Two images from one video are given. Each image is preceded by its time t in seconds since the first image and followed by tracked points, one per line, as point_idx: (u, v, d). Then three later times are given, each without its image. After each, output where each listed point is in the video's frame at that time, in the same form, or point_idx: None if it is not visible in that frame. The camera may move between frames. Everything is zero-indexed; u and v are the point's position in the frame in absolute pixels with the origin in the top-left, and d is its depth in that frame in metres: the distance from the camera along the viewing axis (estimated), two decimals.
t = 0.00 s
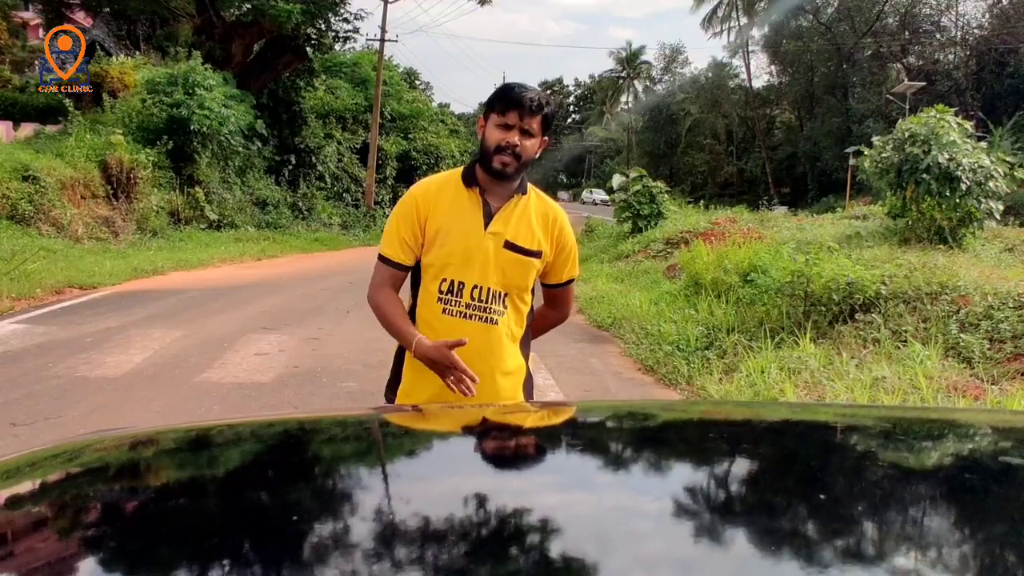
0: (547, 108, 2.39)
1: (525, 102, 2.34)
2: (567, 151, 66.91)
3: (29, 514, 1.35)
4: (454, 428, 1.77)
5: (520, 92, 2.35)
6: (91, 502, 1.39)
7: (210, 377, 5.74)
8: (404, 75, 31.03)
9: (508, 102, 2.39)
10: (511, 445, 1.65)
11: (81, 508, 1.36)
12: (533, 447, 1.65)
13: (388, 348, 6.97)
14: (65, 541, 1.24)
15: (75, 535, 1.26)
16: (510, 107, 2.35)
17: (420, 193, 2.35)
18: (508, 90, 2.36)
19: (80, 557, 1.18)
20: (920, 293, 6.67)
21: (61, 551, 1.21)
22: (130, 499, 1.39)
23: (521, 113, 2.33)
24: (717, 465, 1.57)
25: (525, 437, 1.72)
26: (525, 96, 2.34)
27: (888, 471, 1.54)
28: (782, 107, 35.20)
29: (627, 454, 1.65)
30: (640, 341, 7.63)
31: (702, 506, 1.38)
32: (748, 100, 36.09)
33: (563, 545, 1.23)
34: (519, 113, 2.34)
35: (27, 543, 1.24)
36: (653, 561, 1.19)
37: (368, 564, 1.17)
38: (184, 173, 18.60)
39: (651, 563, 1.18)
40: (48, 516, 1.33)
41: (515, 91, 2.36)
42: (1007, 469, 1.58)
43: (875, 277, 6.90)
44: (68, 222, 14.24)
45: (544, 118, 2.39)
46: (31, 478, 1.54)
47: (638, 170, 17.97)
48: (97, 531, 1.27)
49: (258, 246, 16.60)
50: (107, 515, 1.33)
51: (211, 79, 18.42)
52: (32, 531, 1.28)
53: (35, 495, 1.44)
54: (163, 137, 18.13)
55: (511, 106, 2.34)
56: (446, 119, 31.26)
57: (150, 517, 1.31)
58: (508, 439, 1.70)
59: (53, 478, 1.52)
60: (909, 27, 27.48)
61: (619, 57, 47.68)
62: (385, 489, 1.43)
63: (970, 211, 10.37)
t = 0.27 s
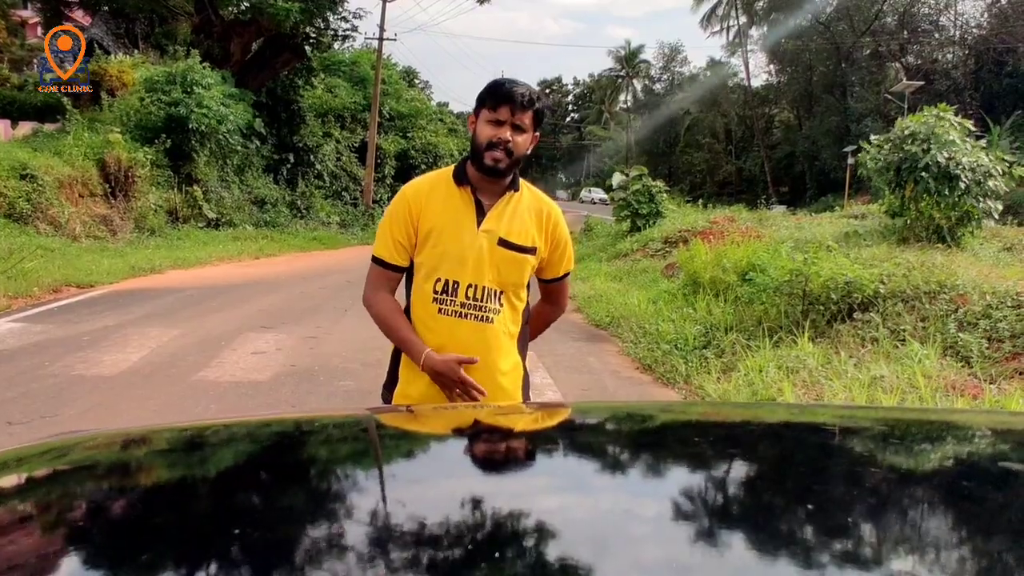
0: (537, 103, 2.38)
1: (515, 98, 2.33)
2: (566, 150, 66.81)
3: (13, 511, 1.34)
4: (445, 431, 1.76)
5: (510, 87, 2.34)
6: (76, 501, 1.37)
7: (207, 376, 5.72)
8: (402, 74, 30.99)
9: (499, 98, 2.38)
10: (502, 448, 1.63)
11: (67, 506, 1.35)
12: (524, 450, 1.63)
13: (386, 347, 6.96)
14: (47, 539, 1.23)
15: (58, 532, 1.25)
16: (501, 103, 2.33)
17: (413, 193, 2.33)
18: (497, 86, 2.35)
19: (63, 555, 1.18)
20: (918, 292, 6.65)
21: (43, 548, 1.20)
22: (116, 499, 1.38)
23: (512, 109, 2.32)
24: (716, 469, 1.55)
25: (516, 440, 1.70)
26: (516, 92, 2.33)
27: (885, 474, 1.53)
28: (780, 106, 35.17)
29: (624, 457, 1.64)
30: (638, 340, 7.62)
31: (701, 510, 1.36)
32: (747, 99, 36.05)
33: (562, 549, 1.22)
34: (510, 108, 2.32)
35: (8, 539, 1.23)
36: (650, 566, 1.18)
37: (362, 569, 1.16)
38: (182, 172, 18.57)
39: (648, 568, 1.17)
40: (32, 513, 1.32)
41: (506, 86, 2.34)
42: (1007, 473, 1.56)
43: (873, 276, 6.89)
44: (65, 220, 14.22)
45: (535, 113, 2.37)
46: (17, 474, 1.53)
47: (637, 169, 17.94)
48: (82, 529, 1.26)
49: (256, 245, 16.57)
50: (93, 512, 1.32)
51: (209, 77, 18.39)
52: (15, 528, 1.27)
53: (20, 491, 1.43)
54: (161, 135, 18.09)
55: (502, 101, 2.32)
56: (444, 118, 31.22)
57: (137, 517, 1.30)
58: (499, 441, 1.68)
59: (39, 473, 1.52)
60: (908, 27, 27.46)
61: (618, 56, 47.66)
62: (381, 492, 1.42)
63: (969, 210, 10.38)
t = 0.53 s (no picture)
0: (533, 99, 2.37)
1: (512, 95, 2.31)
2: (564, 147, 66.68)
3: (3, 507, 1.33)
4: (440, 430, 1.74)
5: (506, 84, 2.33)
6: (67, 497, 1.36)
7: (205, 372, 5.71)
8: (401, 70, 30.92)
9: (494, 94, 2.36)
10: (498, 448, 1.61)
11: (57, 502, 1.34)
12: (521, 449, 1.61)
13: (384, 343, 6.95)
14: (36, 535, 1.22)
15: (46, 528, 1.24)
16: (497, 100, 2.32)
17: (409, 189, 2.32)
18: (493, 82, 2.33)
19: (50, 552, 1.17)
20: (917, 289, 6.64)
21: (31, 544, 1.19)
22: (107, 495, 1.37)
23: (509, 107, 2.30)
24: (714, 470, 1.54)
25: (513, 439, 1.68)
26: (512, 89, 2.31)
27: (884, 475, 1.52)
28: (779, 103, 35.13)
29: (623, 457, 1.62)
30: (637, 336, 7.61)
31: (699, 511, 1.35)
32: (745, 96, 36.01)
33: (558, 551, 1.21)
34: (507, 106, 2.31)
35: None
36: (647, 567, 1.17)
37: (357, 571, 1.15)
38: (181, 168, 18.54)
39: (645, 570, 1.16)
40: (22, 509, 1.32)
41: (502, 83, 2.33)
42: (1006, 474, 1.55)
43: (872, 272, 6.87)
44: (63, 217, 14.18)
45: (532, 110, 2.36)
46: (8, 470, 1.52)
47: (635, 166, 17.91)
48: (72, 525, 1.25)
49: (254, 241, 16.55)
50: (83, 510, 1.31)
51: (207, 73, 18.34)
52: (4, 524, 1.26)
53: (10, 487, 1.42)
54: (159, 132, 18.04)
55: (499, 98, 2.31)
56: (443, 115, 31.16)
57: (127, 516, 1.29)
58: (494, 442, 1.65)
59: (29, 470, 1.51)
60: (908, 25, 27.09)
61: (617, 53, 47.56)
62: (378, 492, 1.41)
63: (968, 207, 10.38)
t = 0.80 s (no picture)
0: (532, 96, 2.34)
1: (511, 92, 2.28)
2: (564, 145, 66.60)
3: None
4: (438, 444, 1.69)
5: (504, 81, 2.29)
6: (62, 508, 1.34)
7: (203, 371, 5.70)
8: (400, 68, 30.87)
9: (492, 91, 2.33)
10: (495, 460, 1.57)
11: (51, 514, 1.32)
12: (519, 462, 1.58)
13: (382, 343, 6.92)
14: (29, 547, 1.20)
15: (39, 541, 1.22)
16: (495, 96, 2.29)
17: (405, 185, 2.33)
18: (490, 78, 2.30)
19: (42, 565, 1.15)
20: (917, 288, 6.61)
21: (22, 557, 1.17)
22: (102, 507, 1.35)
23: (507, 104, 2.27)
24: (714, 481, 1.52)
25: (513, 452, 1.63)
26: (510, 86, 2.28)
27: (885, 486, 1.50)
28: (779, 101, 35.07)
29: (624, 470, 1.59)
30: (636, 335, 7.60)
31: (699, 521, 1.34)
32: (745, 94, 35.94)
33: (557, 561, 1.19)
34: (505, 103, 2.27)
35: None
36: None
37: None
38: (180, 166, 18.51)
39: None
40: (15, 522, 1.30)
41: (501, 80, 2.29)
42: (1006, 484, 1.53)
43: (872, 271, 6.83)
44: (62, 215, 14.15)
45: (531, 107, 2.32)
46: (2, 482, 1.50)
47: (635, 165, 17.87)
48: (65, 538, 1.23)
49: (253, 240, 16.52)
50: (77, 523, 1.29)
51: (206, 71, 18.29)
52: None
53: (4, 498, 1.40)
54: (158, 130, 17.99)
55: (497, 96, 2.28)
56: (442, 113, 31.10)
57: (124, 529, 1.27)
58: (493, 454, 1.61)
59: (24, 483, 1.48)
60: (906, 23, 27.39)
61: (617, 51, 47.51)
62: (377, 503, 1.38)
63: (968, 206, 10.36)
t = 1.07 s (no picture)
0: (524, 94, 2.36)
1: (501, 90, 2.31)
2: (563, 145, 66.56)
3: None
4: (436, 465, 1.62)
5: (495, 78, 2.31)
6: (60, 529, 1.32)
7: (202, 373, 5.67)
8: (400, 68, 30.85)
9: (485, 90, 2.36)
10: (489, 482, 1.51)
11: (50, 535, 1.30)
12: (515, 482, 1.53)
13: (382, 343, 6.90)
14: (28, 569, 1.18)
15: (38, 563, 1.20)
16: (486, 96, 2.33)
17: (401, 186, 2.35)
18: (483, 77, 2.33)
19: None
20: (919, 288, 6.59)
21: None
22: (101, 528, 1.33)
23: (498, 102, 2.31)
24: (716, 498, 1.50)
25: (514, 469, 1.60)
26: (500, 84, 2.31)
27: (889, 504, 1.49)
28: (779, 101, 35.05)
29: (626, 487, 1.57)
30: (637, 336, 7.58)
31: (702, 539, 1.33)
32: (744, 94, 35.96)
33: None
34: (496, 102, 2.31)
35: None
36: None
37: None
38: (179, 166, 18.49)
39: None
40: (14, 543, 1.27)
41: (492, 78, 2.33)
42: (1008, 501, 1.52)
43: (873, 272, 6.81)
44: (61, 215, 14.12)
45: (522, 105, 2.35)
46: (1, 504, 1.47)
47: (635, 165, 17.84)
48: (63, 560, 1.21)
49: (252, 240, 16.49)
50: (76, 543, 1.27)
51: (205, 71, 18.25)
52: None
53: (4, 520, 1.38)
54: (157, 130, 17.97)
55: (488, 94, 2.31)
56: (442, 113, 31.07)
57: (120, 554, 1.23)
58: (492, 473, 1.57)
59: (23, 505, 1.45)
60: (906, 22, 27.45)
61: (616, 51, 47.49)
62: (378, 520, 1.37)
63: (969, 206, 10.34)
